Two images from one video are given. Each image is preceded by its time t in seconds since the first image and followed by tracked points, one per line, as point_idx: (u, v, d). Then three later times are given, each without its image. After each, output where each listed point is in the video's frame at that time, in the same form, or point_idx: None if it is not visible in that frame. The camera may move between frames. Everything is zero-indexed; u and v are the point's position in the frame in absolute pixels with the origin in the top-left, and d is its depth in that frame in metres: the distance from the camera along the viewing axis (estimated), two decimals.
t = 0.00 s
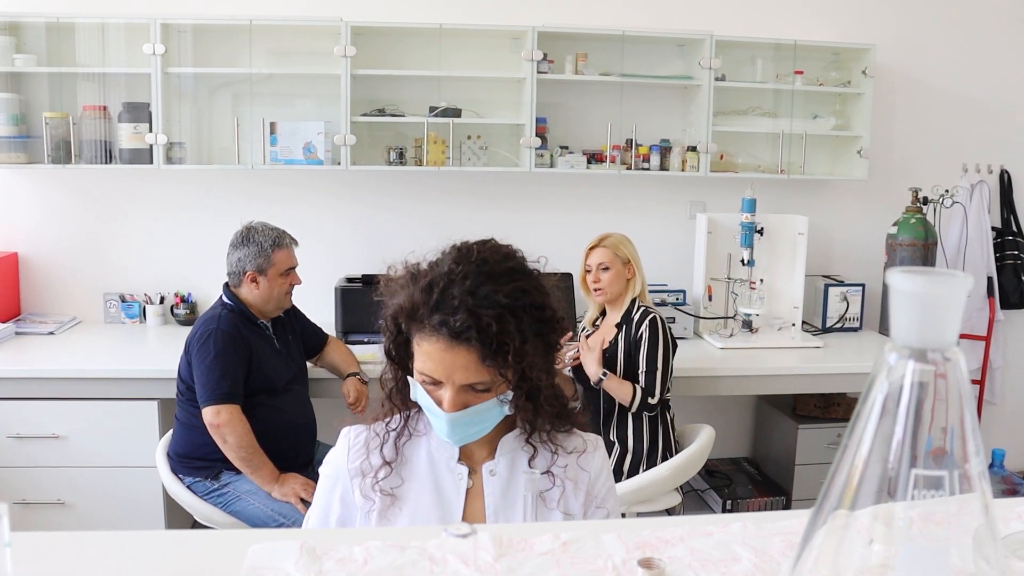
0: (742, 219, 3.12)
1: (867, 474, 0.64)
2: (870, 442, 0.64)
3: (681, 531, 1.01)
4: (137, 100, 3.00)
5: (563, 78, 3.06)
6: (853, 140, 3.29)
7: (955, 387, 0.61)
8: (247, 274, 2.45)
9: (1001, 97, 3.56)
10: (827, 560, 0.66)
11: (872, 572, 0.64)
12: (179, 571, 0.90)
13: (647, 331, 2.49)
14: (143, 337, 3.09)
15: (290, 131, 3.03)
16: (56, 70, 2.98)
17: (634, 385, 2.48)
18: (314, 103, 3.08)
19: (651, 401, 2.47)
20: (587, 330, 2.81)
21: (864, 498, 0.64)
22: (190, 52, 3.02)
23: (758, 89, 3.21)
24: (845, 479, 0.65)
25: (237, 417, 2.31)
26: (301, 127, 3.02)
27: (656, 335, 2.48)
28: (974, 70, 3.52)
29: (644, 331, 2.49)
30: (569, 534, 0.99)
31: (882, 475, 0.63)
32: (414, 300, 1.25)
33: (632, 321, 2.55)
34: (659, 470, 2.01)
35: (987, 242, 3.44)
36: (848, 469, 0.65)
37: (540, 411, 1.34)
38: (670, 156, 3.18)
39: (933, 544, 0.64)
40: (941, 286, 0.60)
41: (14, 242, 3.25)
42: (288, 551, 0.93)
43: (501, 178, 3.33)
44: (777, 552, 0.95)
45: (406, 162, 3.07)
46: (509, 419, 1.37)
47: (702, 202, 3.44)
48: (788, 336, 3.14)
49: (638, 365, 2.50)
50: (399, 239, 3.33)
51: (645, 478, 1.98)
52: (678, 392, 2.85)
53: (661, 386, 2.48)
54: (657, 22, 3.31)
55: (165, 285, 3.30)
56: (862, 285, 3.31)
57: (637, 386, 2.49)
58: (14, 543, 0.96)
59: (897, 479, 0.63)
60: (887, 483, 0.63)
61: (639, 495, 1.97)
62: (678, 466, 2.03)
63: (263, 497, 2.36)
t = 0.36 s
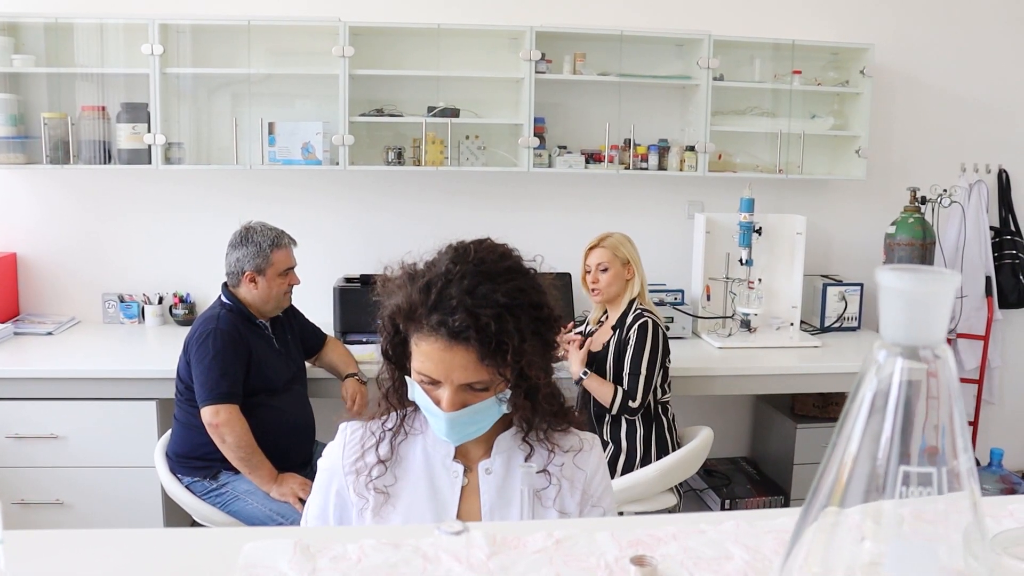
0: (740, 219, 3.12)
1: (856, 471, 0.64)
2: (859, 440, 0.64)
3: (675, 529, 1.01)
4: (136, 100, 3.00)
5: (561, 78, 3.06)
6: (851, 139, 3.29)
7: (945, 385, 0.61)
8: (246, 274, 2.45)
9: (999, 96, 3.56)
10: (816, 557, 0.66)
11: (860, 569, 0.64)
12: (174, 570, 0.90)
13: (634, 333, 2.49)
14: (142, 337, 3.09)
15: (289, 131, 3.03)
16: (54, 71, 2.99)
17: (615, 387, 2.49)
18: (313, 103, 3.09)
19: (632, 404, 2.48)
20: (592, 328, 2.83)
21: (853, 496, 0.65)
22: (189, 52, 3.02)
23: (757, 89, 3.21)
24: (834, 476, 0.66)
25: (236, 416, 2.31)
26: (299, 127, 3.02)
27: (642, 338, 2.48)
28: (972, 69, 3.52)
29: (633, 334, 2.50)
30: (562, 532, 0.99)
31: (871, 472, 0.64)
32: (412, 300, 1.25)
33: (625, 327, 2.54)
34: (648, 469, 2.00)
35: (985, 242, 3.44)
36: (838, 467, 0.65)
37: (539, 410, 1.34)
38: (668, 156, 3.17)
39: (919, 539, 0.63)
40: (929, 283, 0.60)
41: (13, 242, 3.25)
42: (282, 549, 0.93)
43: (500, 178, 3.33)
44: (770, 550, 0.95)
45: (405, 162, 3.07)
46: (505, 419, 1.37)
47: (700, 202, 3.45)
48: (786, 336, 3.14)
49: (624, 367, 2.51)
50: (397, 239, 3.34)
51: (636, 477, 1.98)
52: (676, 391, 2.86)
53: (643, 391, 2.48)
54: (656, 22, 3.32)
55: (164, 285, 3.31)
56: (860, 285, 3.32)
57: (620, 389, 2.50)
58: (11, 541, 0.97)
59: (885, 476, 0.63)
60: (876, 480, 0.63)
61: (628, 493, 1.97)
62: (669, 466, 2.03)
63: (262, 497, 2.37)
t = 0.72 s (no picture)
0: (739, 218, 3.12)
1: (847, 468, 0.64)
2: (850, 436, 0.64)
3: (669, 527, 1.01)
4: (135, 99, 3.00)
5: (560, 77, 3.06)
6: (850, 138, 3.29)
7: (937, 381, 0.60)
8: (244, 273, 2.44)
9: (998, 95, 3.56)
10: (808, 553, 0.67)
11: (852, 566, 0.64)
12: (165, 567, 0.90)
13: (640, 340, 2.49)
14: (140, 336, 3.09)
15: (287, 130, 3.03)
16: (52, 69, 2.98)
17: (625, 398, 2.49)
18: (312, 102, 3.08)
19: (645, 412, 2.47)
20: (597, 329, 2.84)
21: (845, 492, 0.65)
22: (188, 51, 3.02)
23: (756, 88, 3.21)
24: (826, 471, 0.66)
25: (234, 415, 2.31)
26: (298, 127, 3.02)
27: (650, 343, 2.47)
28: (971, 68, 3.52)
29: (640, 339, 2.49)
30: (555, 530, 0.99)
31: (862, 468, 0.64)
32: (408, 298, 1.25)
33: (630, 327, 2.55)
34: (639, 469, 2.00)
35: (984, 241, 3.44)
36: (829, 462, 0.65)
37: (535, 407, 1.34)
38: (667, 155, 3.17)
39: (912, 537, 0.63)
40: (922, 277, 0.59)
41: (11, 241, 3.25)
42: (273, 546, 0.93)
43: (499, 178, 3.33)
44: (764, 547, 0.95)
45: (403, 161, 3.07)
46: (502, 417, 1.37)
47: (699, 201, 3.45)
48: (784, 335, 3.14)
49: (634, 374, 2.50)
50: (396, 238, 3.33)
51: (627, 474, 1.98)
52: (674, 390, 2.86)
53: (656, 399, 2.47)
54: (655, 21, 3.31)
55: (162, 284, 3.30)
56: (859, 284, 3.31)
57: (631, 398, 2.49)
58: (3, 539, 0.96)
59: (876, 472, 0.63)
60: (868, 476, 0.63)
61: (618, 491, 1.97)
62: (659, 467, 2.02)
63: (260, 497, 2.36)
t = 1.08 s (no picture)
0: (738, 217, 3.12)
1: (839, 466, 0.64)
2: (842, 434, 0.64)
3: (662, 525, 1.01)
4: (134, 99, 3.00)
5: (559, 76, 3.06)
6: (849, 138, 3.28)
7: (930, 380, 0.60)
8: (242, 273, 2.44)
9: (997, 95, 3.56)
10: (800, 552, 0.67)
11: (845, 564, 0.65)
12: (158, 565, 0.90)
13: (651, 339, 2.48)
14: (139, 335, 3.09)
15: (286, 130, 3.03)
16: (51, 69, 2.98)
17: (635, 399, 2.47)
18: (311, 101, 3.08)
19: (655, 413, 2.46)
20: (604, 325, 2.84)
21: (836, 490, 0.65)
22: (187, 51, 3.02)
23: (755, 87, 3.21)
24: (818, 469, 0.66)
25: (234, 413, 2.31)
26: (297, 126, 3.02)
27: (659, 343, 2.48)
28: (970, 68, 3.52)
29: (648, 339, 2.49)
30: (548, 528, 0.99)
31: (854, 466, 0.63)
32: (404, 297, 1.25)
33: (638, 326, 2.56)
34: (634, 469, 2.00)
35: (984, 241, 3.44)
36: (821, 460, 0.65)
37: (531, 406, 1.34)
38: (666, 155, 3.17)
39: (903, 534, 0.64)
40: (915, 274, 0.59)
41: (10, 241, 3.25)
42: (266, 544, 0.93)
43: (498, 177, 3.33)
44: (757, 545, 0.95)
45: (402, 160, 3.07)
46: (499, 416, 1.37)
47: (698, 200, 3.44)
48: (783, 335, 3.14)
49: (643, 375, 2.49)
50: (394, 237, 3.33)
51: (623, 474, 1.98)
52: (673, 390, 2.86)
53: (665, 399, 2.47)
54: (653, 20, 3.31)
55: (161, 284, 3.30)
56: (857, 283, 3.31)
57: (641, 399, 2.48)
58: None
59: (868, 469, 0.63)
60: (859, 474, 0.63)
61: (614, 490, 1.97)
62: (655, 467, 2.01)
63: (258, 496, 2.36)
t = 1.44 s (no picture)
0: (737, 217, 3.12)
1: (831, 463, 0.64)
2: (834, 431, 0.64)
3: (658, 523, 1.01)
4: (134, 99, 3.01)
5: (558, 76, 3.06)
6: (848, 138, 3.28)
7: (921, 379, 0.61)
8: (242, 273, 2.45)
9: (996, 95, 3.56)
10: (792, 549, 0.67)
11: (838, 562, 0.64)
12: (154, 562, 0.90)
13: (655, 338, 2.50)
14: (139, 335, 3.10)
15: (286, 130, 3.03)
16: (51, 69, 2.98)
17: (648, 399, 2.46)
18: (310, 102, 3.09)
19: (668, 411, 2.48)
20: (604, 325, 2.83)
21: (828, 487, 0.65)
22: (187, 51, 3.02)
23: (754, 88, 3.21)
24: (809, 466, 0.66)
25: (233, 413, 2.31)
26: (296, 126, 3.03)
27: (664, 342, 2.49)
28: (969, 68, 3.52)
29: (653, 336, 2.50)
30: (545, 525, 0.99)
31: (845, 464, 0.64)
32: (401, 294, 1.25)
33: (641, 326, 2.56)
34: (632, 469, 2.00)
35: (982, 241, 3.44)
36: (813, 457, 0.66)
37: (529, 405, 1.35)
38: (665, 155, 3.17)
39: (895, 531, 0.63)
40: (905, 273, 0.59)
41: (9, 241, 3.25)
42: (263, 541, 0.93)
43: (497, 177, 3.33)
44: (752, 542, 0.95)
45: (401, 160, 3.07)
46: (495, 415, 1.38)
47: (697, 200, 3.45)
48: (782, 335, 3.14)
49: (651, 375, 2.50)
50: (393, 237, 3.34)
51: (620, 474, 1.99)
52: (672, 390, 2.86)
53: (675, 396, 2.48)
54: (652, 21, 3.32)
55: (160, 284, 3.31)
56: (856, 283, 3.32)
57: (651, 399, 2.48)
58: None
59: (859, 467, 0.63)
60: (851, 471, 0.64)
61: (612, 490, 1.98)
62: (652, 467, 2.02)
63: (258, 496, 2.37)
